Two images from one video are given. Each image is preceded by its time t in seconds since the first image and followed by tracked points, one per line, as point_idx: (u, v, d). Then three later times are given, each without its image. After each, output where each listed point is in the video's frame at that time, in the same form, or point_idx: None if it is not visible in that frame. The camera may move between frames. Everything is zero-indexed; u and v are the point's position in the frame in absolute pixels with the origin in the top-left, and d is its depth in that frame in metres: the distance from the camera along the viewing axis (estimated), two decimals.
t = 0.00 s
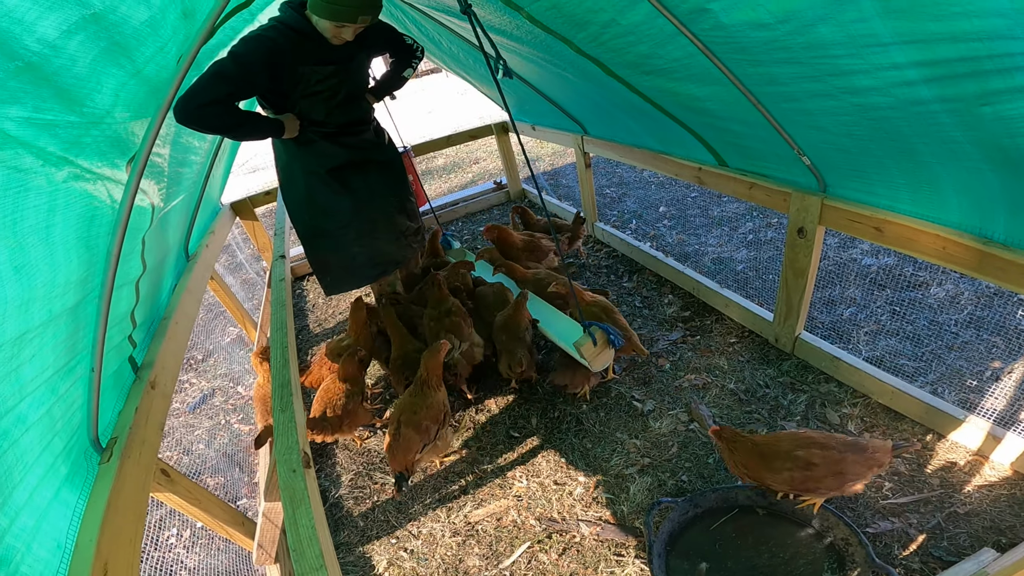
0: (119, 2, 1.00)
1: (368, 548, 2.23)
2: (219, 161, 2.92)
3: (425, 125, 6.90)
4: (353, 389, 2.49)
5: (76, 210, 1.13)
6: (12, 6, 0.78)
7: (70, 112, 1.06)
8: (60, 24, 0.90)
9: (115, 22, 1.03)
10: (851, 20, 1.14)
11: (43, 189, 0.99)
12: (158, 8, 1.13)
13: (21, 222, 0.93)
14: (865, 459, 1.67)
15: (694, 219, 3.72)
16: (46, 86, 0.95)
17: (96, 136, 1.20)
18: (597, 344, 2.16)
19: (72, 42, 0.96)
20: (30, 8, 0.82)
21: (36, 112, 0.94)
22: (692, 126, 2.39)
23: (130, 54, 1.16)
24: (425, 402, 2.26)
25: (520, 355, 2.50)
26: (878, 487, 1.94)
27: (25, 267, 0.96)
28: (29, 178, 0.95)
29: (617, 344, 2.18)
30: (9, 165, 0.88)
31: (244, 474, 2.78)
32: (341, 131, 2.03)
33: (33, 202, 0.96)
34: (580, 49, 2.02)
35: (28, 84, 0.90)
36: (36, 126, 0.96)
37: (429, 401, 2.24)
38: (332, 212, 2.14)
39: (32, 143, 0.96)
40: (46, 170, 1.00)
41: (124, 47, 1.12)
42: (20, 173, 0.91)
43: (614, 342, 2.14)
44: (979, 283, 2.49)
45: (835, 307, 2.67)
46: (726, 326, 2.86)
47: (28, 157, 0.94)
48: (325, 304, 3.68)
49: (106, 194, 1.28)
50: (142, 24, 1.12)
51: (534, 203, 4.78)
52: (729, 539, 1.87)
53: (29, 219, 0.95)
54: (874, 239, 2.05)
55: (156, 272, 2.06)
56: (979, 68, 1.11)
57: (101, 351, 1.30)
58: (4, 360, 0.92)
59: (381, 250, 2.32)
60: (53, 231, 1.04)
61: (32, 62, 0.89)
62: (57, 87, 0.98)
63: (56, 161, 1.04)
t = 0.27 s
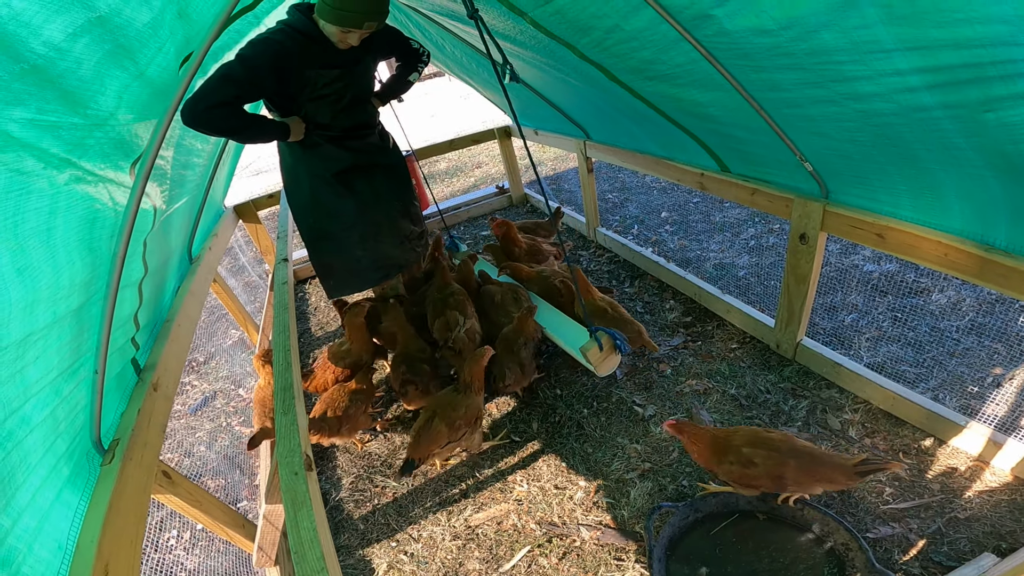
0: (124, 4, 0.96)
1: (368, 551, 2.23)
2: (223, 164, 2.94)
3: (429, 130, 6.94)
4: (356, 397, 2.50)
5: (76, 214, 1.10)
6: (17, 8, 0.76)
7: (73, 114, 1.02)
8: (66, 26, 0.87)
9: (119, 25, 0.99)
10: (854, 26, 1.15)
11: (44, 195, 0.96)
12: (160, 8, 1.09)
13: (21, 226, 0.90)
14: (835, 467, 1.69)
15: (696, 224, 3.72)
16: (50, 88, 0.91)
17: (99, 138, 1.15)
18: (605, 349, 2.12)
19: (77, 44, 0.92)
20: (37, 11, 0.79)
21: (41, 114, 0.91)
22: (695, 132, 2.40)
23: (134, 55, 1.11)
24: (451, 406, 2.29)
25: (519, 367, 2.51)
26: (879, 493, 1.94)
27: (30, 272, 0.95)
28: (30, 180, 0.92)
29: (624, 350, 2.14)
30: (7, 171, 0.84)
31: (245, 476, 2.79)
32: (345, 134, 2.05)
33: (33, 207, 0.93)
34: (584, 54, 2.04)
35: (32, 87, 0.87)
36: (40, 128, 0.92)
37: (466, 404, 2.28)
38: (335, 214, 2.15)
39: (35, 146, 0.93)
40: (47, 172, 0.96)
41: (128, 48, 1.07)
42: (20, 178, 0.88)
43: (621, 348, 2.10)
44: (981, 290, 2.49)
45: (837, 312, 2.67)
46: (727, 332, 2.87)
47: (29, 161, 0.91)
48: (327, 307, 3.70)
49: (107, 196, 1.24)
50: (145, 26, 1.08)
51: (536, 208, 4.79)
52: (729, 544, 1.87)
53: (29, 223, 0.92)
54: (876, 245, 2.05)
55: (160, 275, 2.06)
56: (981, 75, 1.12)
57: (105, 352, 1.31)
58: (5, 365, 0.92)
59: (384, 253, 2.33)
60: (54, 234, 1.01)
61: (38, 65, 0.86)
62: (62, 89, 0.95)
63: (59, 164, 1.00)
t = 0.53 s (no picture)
0: (120, 10, 0.94)
1: (374, 554, 2.23)
2: (226, 170, 2.96)
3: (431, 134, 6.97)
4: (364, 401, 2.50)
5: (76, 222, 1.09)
6: (14, 16, 0.76)
7: (72, 121, 1.02)
8: (62, 34, 0.87)
9: (114, 32, 0.98)
10: (852, 27, 1.15)
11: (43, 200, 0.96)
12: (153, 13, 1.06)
13: (20, 234, 0.90)
14: (710, 457, 1.88)
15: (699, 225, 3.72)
16: (48, 94, 0.92)
17: (98, 144, 1.14)
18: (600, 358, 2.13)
19: (74, 51, 0.91)
20: (34, 19, 0.80)
21: (40, 121, 0.91)
22: (696, 133, 2.41)
23: (132, 62, 1.10)
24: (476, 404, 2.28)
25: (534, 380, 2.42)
26: (885, 493, 1.93)
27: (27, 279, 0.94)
28: (28, 189, 0.92)
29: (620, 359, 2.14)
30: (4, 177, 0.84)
31: (251, 480, 2.80)
32: (348, 139, 2.06)
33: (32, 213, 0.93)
34: (584, 57, 2.05)
35: (32, 94, 0.88)
36: (39, 135, 0.92)
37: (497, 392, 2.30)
38: (339, 219, 2.15)
39: (34, 153, 0.92)
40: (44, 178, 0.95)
41: (125, 55, 1.06)
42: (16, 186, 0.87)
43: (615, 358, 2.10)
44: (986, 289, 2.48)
45: (841, 313, 2.66)
46: (731, 333, 2.86)
47: (28, 168, 0.91)
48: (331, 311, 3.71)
49: (106, 204, 1.23)
50: (140, 32, 1.06)
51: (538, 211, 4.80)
52: (734, 545, 1.86)
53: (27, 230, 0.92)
54: (878, 245, 2.05)
55: (165, 280, 2.07)
56: (979, 74, 1.12)
57: (112, 358, 1.32)
58: (5, 373, 0.91)
59: (387, 257, 2.34)
60: (52, 242, 1.01)
61: (36, 72, 0.86)
62: (59, 96, 0.95)
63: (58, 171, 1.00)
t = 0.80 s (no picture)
0: (114, 17, 0.94)
1: (381, 556, 2.23)
2: (229, 176, 2.97)
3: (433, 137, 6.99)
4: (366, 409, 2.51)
5: (76, 229, 1.09)
6: (9, 24, 0.77)
7: (71, 128, 1.02)
8: (57, 41, 0.87)
9: (109, 39, 0.97)
10: (850, 25, 1.15)
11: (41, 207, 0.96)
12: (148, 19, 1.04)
13: (19, 241, 0.90)
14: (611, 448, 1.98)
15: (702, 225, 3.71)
16: (46, 102, 0.92)
17: (98, 151, 1.14)
18: (592, 365, 2.15)
19: (70, 59, 0.91)
20: (28, 26, 0.80)
21: (38, 128, 0.92)
22: (697, 133, 2.40)
23: (130, 68, 1.09)
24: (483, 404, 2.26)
25: (546, 391, 2.30)
26: (893, 492, 1.92)
27: (29, 287, 0.94)
28: (24, 199, 0.91)
29: (613, 366, 2.16)
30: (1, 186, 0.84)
31: (258, 484, 2.81)
32: (350, 144, 2.06)
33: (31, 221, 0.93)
34: (583, 59, 2.05)
35: (30, 101, 0.88)
36: (38, 142, 0.92)
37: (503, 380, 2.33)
38: (342, 223, 2.16)
39: (32, 161, 0.92)
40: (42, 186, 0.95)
41: (121, 62, 1.05)
42: (13, 194, 0.87)
43: (607, 366, 2.11)
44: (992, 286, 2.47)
45: (846, 311, 2.65)
46: (735, 333, 2.86)
47: (26, 176, 0.91)
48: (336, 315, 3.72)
49: (106, 211, 1.23)
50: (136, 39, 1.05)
51: (541, 213, 4.80)
52: (741, 545, 1.85)
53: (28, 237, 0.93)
54: (882, 243, 2.03)
55: (169, 287, 2.08)
56: (977, 72, 1.12)
57: (119, 364, 1.33)
58: (8, 382, 0.91)
59: (390, 261, 2.34)
60: (50, 251, 1.00)
61: (33, 80, 0.87)
62: (57, 103, 0.95)
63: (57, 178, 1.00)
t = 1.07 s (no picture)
0: (112, 16, 0.95)
1: (383, 557, 2.24)
2: (233, 177, 2.98)
3: (436, 139, 7.00)
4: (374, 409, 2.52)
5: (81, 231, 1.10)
6: (17, 27, 0.78)
7: (76, 128, 1.03)
8: (61, 42, 0.88)
9: (108, 38, 0.98)
10: (853, 28, 1.16)
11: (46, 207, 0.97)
12: (143, 16, 1.04)
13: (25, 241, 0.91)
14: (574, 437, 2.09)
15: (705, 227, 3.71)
16: (51, 103, 0.93)
17: (102, 151, 1.15)
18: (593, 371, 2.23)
19: (73, 59, 0.92)
20: (34, 28, 0.81)
21: (45, 129, 0.93)
22: (700, 135, 2.41)
23: (127, 67, 1.10)
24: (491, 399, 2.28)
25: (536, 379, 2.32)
26: (895, 494, 1.91)
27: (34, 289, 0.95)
28: (28, 200, 0.92)
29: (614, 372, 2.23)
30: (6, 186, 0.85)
31: (261, 485, 2.81)
32: (355, 146, 2.07)
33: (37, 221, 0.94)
34: (587, 61, 2.06)
35: (36, 103, 0.89)
36: (44, 143, 0.93)
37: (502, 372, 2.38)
38: (347, 224, 2.18)
39: (39, 161, 0.93)
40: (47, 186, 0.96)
41: (119, 60, 1.05)
42: (18, 195, 0.88)
43: (607, 372, 2.19)
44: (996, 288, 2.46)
45: (849, 314, 2.65)
46: (738, 335, 2.85)
47: (31, 175, 0.92)
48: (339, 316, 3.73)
49: (111, 211, 1.24)
50: (133, 35, 1.05)
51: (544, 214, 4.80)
52: (743, 547, 1.85)
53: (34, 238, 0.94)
54: (886, 246, 2.03)
55: (175, 288, 2.09)
56: (981, 75, 1.12)
57: (124, 364, 1.34)
58: (18, 382, 0.92)
59: (394, 262, 2.35)
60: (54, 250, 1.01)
61: (39, 82, 0.88)
62: (62, 104, 0.96)
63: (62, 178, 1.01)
